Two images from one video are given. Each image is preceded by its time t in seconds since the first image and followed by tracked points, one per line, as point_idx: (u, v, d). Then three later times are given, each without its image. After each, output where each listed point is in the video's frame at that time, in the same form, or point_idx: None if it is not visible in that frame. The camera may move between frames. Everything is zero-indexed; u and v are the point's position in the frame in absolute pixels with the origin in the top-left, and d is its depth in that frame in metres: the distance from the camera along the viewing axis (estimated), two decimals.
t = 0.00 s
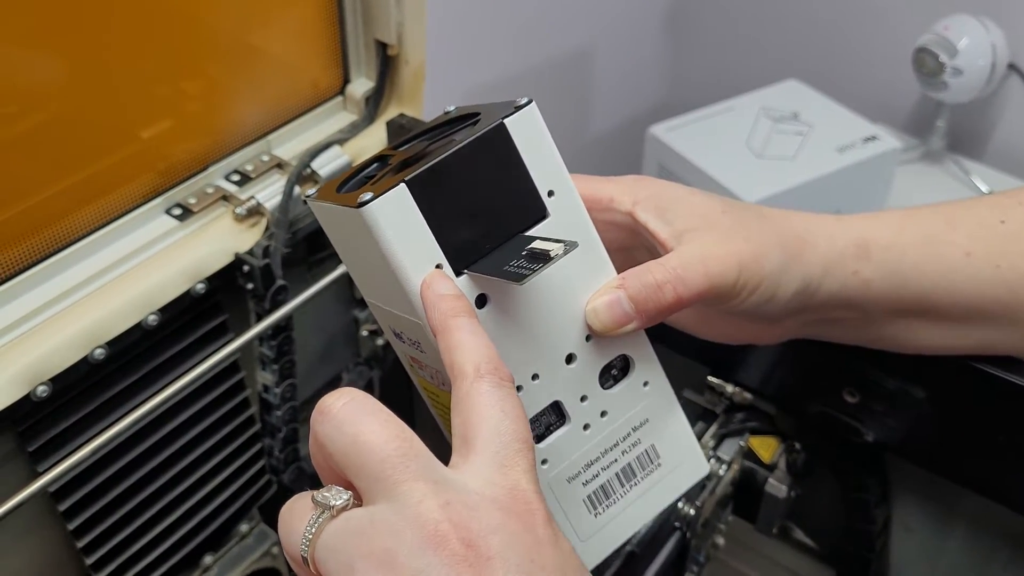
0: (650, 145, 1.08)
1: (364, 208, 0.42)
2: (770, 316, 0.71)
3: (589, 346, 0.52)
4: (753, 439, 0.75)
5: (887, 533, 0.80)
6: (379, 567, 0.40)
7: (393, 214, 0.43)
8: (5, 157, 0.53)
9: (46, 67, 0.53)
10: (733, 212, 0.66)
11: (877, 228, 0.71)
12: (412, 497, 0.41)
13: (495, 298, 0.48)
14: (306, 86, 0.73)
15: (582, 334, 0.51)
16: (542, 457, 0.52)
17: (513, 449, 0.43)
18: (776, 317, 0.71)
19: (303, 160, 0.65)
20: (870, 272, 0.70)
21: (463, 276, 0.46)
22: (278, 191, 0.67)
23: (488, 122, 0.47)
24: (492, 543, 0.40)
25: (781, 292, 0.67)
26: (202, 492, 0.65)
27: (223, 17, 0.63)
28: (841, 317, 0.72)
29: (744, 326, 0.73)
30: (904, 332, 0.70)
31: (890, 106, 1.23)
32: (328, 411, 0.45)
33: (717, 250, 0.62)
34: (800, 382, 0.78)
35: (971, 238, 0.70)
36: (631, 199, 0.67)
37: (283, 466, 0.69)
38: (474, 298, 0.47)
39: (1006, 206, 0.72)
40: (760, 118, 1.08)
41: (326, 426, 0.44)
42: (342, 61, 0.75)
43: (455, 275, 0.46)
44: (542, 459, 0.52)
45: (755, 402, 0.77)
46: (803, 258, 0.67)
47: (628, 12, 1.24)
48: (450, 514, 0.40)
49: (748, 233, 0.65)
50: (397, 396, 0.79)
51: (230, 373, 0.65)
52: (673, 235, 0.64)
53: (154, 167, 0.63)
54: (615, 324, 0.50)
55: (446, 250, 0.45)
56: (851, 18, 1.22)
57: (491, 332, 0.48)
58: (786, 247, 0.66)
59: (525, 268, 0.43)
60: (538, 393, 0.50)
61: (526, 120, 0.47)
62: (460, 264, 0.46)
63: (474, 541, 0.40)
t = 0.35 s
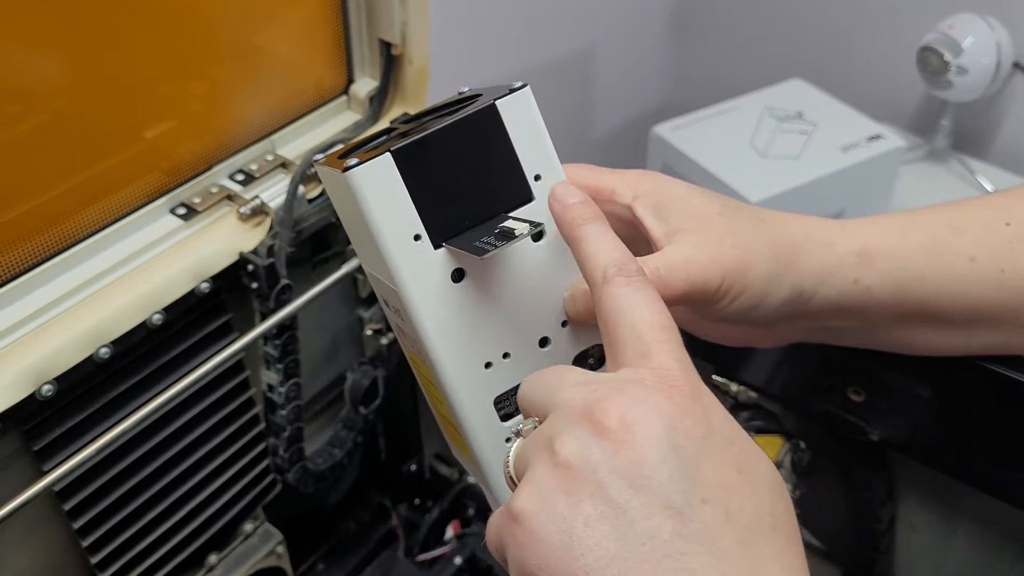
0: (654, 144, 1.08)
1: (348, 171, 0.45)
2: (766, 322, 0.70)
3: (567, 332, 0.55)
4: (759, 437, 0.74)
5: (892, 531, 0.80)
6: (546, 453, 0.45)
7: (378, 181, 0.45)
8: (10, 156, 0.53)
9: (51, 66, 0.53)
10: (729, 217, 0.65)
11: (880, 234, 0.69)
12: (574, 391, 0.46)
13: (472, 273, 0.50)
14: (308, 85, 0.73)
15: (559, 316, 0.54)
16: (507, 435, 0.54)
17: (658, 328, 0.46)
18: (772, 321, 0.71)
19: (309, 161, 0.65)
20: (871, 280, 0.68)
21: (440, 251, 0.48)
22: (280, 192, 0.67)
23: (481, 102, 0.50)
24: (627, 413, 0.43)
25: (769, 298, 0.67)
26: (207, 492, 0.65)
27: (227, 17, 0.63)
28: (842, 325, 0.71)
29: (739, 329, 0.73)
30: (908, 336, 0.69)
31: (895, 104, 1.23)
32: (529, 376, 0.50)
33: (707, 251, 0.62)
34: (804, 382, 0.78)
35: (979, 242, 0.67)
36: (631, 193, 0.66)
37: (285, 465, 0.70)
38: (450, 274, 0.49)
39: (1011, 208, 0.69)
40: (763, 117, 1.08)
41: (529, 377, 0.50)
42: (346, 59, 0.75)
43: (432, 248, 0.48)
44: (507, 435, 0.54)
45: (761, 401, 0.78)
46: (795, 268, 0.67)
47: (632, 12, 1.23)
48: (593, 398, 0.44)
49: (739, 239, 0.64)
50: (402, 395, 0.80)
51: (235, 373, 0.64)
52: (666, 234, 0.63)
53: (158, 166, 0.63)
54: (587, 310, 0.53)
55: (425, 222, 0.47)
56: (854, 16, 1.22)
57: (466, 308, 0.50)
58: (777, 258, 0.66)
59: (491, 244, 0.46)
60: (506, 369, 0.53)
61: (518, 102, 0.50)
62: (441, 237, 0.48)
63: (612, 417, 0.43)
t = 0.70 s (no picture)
0: (660, 143, 1.07)
1: (349, 161, 0.45)
2: (766, 317, 0.72)
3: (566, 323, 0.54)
4: (765, 437, 0.72)
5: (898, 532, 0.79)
6: (525, 454, 0.45)
7: (378, 172, 0.45)
8: (16, 156, 0.53)
9: (57, 66, 0.53)
10: (729, 210, 0.66)
11: (885, 230, 0.70)
12: (549, 392, 0.46)
13: (471, 264, 0.49)
14: (314, 85, 0.73)
15: (557, 308, 0.54)
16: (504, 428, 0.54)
17: (631, 328, 0.46)
18: (773, 317, 0.72)
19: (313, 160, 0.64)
20: (871, 274, 0.69)
21: (440, 241, 0.48)
22: (286, 191, 0.67)
23: (481, 94, 0.49)
24: (602, 411, 0.43)
25: (768, 293, 0.68)
26: (213, 491, 0.65)
27: (232, 15, 0.63)
28: (844, 321, 0.72)
29: (740, 324, 0.74)
30: (910, 331, 0.70)
31: (902, 102, 1.23)
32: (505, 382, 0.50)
33: (705, 245, 0.63)
34: (812, 384, 0.77)
35: (981, 236, 0.69)
36: (633, 185, 0.67)
37: (291, 465, 0.70)
38: (449, 265, 0.49)
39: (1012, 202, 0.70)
40: (771, 115, 1.08)
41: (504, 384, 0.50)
42: (351, 58, 0.75)
43: (433, 239, 0.48)
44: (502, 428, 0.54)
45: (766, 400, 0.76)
46: (799, 266, 0.68)
47: (638, 11, 1.23)
48: (567, 398, 0.44)
49: (739, 232, 0.64)
50: (408, 394, 0.79)
51: (240, 373, 0.64)
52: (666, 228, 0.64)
53: (162, 165, 0.63)
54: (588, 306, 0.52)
55: (424, 212, 0.47)
56: (862, 14, 1.21)
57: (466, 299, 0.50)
58: (781, 255, 0.66)
59: (488, 235, 0.46)
60: (504, 361, 0.52)
61: (518, 92, 0.50)
62: (440, 228, 0.48)
63: (587, 415, 0.43)
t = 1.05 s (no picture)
0: (668, 146, 1.07)
1: (359, 130, 0.45)
2: (771, 308, 0.70)
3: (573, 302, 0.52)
4: (772, 443, 0.73)
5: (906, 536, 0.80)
6: (490, 536, 0.40)
7: (386, 140, 0.45)
8: (27, 161, 0.53)
9: (67, 73, 0.54)
10: (733, 199, 0.64)
11: (887, 225, 0.68)
12: (517, 453, 0.41)
13: (478, 234, 0.48)
14: (323, 91, 0.74)
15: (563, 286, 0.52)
16: (510, 402, 0.51)
17: (602, 370, 0.42)
18: (776, 309, 0.70)
19: (322, 166, 0.64)
20: (877, 268, 0.67)
21: (448, 211, 0.48)
22: (295, 197, 0.67)
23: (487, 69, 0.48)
24: (568, 477, 0.38)
25: (771, 283, 0.65)
26: (222, 494, 0.65)
27: (242, 20, 0.63)
28: (848, 317, 0.70)
29: (743, 321, 0.74)
30: (917, 332, 0.69)
31: (909, 105, 1.22)
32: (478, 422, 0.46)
33: (711, 224, 0.60)
34: (819, 391, 0.77)
35: (985, 235, 0.67)
36: (638, 180, 0.67)
37: (300, 469, 0.70)
38: (456, 236, 0.48)
39: (1013, 204, 0.69)
40: (777, 119, 1.08)
41: (469, 432, 0.46)
42: (360, 64, 0.76)
43: (441, 209, 0.47)
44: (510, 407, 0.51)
45: (775, 406, 0.79)
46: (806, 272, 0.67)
47: (645, 14, 1.23)
48: (534, 467, 0.39)
49: (741, 218, 0.62)
50: (417, 397, 0.80)
51: (250, 378, 0.65)
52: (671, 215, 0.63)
53: (172, 171, 0.63)
54: (597, 278, 0.50)
55: (432, 180, 0.47)
56: (869, 17, 1.21)
57: (473, 270, 0.49)
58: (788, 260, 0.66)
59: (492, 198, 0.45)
60: (513, 337, 0.51)
61: (526, 72, 0.48)
62: (447, 197, 0.47)
63: (554, 484, 0.38)
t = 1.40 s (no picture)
0: (675, 149, 1.07)
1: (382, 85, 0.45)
2: (776, 297, 0.71)
3: (580, 272, 0.52)
4: (781, 447, 0.75)
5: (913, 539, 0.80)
6: None
7: (409, 100, 0.46)
8: (39, 165, 0.54)
9: (79, 79, 0.54)
10: (744, 185, 0.65)
11: (890, 220, 0.69)
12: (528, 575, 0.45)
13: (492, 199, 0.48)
14: (333, 94, 0.74)
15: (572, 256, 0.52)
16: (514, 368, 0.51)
17: (605, 488, 0.46)
18: (783, 298, 0.71)
19: (332, 171, 0.65)
20: (882, 261, 0.68)
21: (464, 173, 0.48)
22: (306, 201, 0.67)
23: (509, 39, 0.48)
24: None
25: (778, 267, 0.65)
26: (232, 497, 0.66)
27: (252, 25, 0.64)
28: (854, 312, 0.70)
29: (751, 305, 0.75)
30: (926, 331, 0.69)
31: (916, 107, 1.22)
32: (480, 555, 0.50)
33: (718, 207, 0.61)
34: (828, 393, 0.76)
35: (990, 232, 0.69)
36: (653, 166, 0.67)
37: (309, 472, 0.70)
38: (470, 198, 0.48)
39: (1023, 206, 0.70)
40: (784, 122, 1.08)
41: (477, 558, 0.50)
42: (370, 70, 0.76)
43: (456, 171, 0.47)
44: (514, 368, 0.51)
45: (783, 410, 0.78)
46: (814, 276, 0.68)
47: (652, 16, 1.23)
48: None
49: (751, 202, 0.63)
50: (425, 399, 0.80)
51: (260, 380, 0.65)
52: (683, 199, 0.63)
53: (183, 175, 0.64)
54: (606, 252, 0.51)
55: (450, 141, 0.47)
56: (875, 19, 1.21)
57: (485, 233, 0.49)
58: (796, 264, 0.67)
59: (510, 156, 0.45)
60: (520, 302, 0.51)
61: (548, 45, 0.48)
62: (464, 159, 0.47)
63: None
